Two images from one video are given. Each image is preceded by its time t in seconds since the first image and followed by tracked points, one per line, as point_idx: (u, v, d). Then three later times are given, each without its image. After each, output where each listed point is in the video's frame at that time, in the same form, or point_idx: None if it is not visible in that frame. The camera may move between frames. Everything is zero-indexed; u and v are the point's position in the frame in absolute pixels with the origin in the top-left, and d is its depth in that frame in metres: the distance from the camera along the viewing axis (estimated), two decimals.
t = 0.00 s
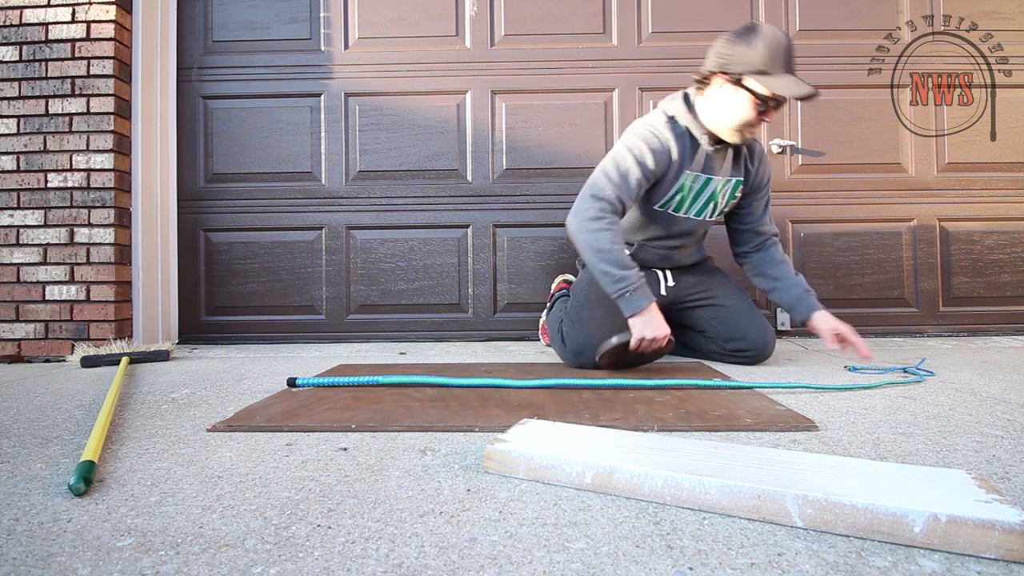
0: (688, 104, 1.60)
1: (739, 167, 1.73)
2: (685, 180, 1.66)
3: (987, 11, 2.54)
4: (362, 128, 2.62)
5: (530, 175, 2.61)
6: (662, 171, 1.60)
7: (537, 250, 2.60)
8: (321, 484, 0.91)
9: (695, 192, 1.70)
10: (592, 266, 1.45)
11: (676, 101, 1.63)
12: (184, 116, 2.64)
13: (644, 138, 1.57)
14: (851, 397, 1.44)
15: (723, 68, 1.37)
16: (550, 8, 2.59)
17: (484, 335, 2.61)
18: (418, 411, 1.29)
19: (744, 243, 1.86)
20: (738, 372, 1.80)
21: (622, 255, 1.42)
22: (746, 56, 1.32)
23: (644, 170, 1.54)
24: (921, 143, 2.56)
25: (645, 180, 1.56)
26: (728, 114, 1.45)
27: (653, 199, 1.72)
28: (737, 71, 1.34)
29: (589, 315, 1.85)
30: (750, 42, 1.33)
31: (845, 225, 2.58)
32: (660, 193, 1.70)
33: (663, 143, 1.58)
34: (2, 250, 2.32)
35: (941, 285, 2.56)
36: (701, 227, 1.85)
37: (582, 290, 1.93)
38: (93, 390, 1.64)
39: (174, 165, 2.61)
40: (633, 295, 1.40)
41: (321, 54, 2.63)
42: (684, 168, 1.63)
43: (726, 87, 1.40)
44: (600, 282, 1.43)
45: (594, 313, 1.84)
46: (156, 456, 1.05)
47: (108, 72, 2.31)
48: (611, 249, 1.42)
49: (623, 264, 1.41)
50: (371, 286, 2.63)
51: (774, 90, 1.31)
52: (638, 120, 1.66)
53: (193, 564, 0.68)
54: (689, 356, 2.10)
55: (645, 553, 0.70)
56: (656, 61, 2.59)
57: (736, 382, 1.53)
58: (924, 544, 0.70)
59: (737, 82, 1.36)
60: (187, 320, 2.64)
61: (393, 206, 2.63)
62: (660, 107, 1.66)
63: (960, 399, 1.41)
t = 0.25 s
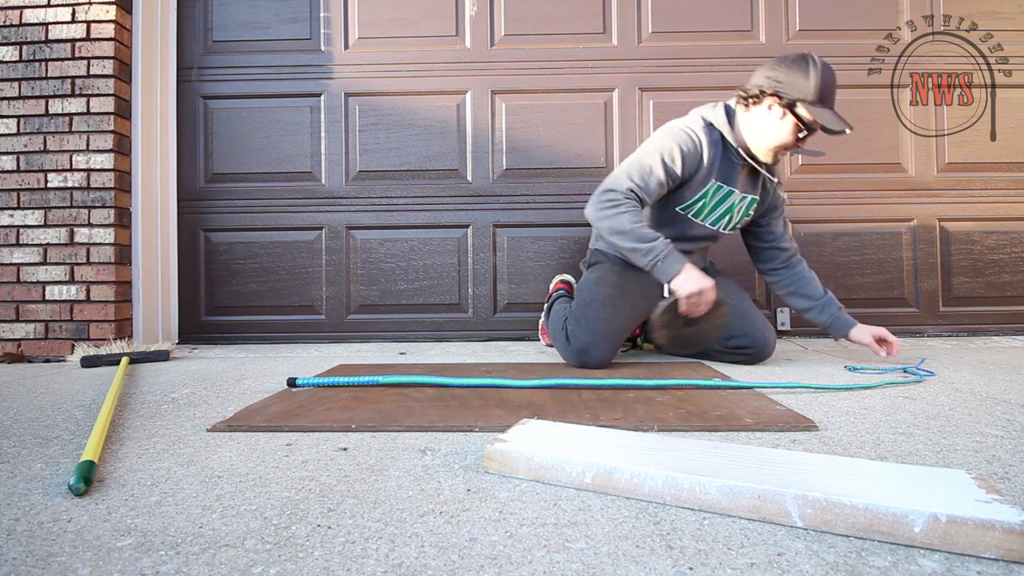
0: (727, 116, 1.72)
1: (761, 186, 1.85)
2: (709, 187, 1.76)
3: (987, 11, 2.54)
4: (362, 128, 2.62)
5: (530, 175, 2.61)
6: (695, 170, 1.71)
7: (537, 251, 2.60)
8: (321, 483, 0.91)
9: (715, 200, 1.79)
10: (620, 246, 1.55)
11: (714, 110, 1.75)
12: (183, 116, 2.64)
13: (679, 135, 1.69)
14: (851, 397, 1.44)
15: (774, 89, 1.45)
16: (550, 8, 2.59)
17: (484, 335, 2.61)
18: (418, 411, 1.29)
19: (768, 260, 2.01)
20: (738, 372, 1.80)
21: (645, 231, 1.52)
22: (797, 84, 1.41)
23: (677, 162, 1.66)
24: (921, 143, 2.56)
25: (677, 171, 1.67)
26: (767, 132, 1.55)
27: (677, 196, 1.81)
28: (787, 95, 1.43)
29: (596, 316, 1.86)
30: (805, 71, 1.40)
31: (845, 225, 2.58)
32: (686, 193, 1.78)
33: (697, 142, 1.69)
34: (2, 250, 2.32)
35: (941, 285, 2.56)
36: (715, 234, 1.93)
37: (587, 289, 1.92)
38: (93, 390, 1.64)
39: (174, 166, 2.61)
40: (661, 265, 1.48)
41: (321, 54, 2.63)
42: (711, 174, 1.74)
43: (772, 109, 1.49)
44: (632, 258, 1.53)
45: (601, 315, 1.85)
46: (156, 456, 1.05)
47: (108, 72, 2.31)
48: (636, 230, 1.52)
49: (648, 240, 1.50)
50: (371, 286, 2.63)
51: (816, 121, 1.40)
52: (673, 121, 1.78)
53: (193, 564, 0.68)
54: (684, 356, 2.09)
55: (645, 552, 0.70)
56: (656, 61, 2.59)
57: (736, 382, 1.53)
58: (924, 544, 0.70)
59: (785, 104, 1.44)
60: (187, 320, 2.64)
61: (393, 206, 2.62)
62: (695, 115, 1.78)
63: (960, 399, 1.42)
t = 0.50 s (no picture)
0: (737, 132, 1.79)
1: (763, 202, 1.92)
2: (720, 203, 1.82)
3: (987, 11, 2.54)
4: (362, 128, 2.62)
5: (530, 175, 2.61)
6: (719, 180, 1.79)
7: (537, 251, 2.60)
8: (321, 484, 0.91)
9: (724, 214, 1.85)
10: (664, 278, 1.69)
11: (720, 128, 1.83)
12: (183, 116, 2.64)
13: (699, 150, 1.78)
14: (851, 397, 1.44)
15: (784, 106, 1.56)
16: (550, 8, 2.59)
17: (483, 335, 2.62)
18: (418, 412, 1.29)
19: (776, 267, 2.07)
20: (739, 373, 1.80)
21: (676, 257, 1.65)
22: (806, 104, 1.52)
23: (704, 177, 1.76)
24: (921, 143, 2.57)
25: (704, 185, 1.77)
26: (775, 147, 1.65)
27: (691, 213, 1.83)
28: (796, 113, 1.54)
29: (601, 316, 1.87)
30: (813, 93, 1.52)
31: (845, 225, 2.58)
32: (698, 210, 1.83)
33: (718, 154, 1.78)
34: (2, 250, 2.32)
35: (941, 285, 2.56)
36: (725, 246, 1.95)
37: (593, 290, 1.93)
38: (93, 390, 1.64)
39: (174, 166, 2.61)
40: (706, 279, 1.61)
41: (321, 54, 2.63)
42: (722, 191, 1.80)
43: (781, 126, 1.60)
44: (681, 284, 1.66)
45: (606, 316, 1.87)
46: (156, 456, 1.05)
47: (108, 72, 2.31)
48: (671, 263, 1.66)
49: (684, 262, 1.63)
50: (371, 286, 2.63)
51: (821, 139, 1.52)
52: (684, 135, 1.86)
53: (193, 564, 0.68)
54: (683, 356, 2.10)
55: (645, 552, 0.70)
56: (656, 61, 2.59)
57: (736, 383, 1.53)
58: (924, 544, 0.70)
59: (794, 120, 1.55)
60: (187, 320, 2.64)
61: (393, 206, 2.62)
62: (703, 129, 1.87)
63: (960, 399, 1.42)
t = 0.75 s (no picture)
0: (743, 137, 1.77)
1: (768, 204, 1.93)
2: (729, 210, 1.82)
3: (987, 11, 2.54)
4: (362, 128, 2.62)
5: (530, 175, 2.61)
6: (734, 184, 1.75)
7: (537, 251, 2.60)
8: (321, 484, 0.91)
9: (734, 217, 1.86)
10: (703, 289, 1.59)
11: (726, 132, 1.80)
12: (184, 116, 2.64)
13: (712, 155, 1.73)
14: (851, 397, 1.44)
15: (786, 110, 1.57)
16: (550, 8, 2.59)
17: (483, 335, 2.62)
18: (418, 412, 1.29)
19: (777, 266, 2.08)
20: (739, 373, 1.80)
21: (717, 268, 1.54)
22: (807, 108, 1.54)
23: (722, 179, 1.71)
24: (921, 143, 2.56)
25: (722, 189, 1.72)
26: (777, 148, 1.65)
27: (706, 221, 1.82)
28: (797, 117, 1.56)
29: (603, 315, 1.88)
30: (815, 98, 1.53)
31: (845, 226, 2.58)
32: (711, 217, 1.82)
33: (729, 158, 1.75)
34: (2, 250, 2.32)
35: (941, 285, 2.56)
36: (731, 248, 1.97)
37: (594, 290, 1.95)
38: (93, 390, 1.64)
39: (174, 166, 2.61)
40: (751, 288, 1.50)
41: (321, 54, 2.63)
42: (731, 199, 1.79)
43: (782, 129, 1.61)
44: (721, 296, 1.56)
45: (607, 315, 1.88)
46: (156, 456, 1.05)
47: (108, 72, 2.31)
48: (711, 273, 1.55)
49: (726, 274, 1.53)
50: (371, 286, 2.63)
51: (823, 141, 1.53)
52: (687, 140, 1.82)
53: (193, 565, 0.68)
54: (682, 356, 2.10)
55: (645, 552, 0.70)
56: (656, 61, 2.59)
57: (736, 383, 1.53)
58: (924, 544, 0.70)
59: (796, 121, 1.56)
60: (187, 320, 2.64)
61: (393, 206, 2.62)
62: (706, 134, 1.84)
63: (960, 399, 1.41)
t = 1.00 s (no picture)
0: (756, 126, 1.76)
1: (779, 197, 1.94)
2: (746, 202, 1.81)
3: (987, 11, 2.54)
4: (362, 128, 2.62)
5: (530, 175, 2.61)
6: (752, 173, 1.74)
7: (537, 251, 2.60)
8: (321, 484, 0.91)
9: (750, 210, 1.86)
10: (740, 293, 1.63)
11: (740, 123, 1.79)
12: (184, 116, 2.64)
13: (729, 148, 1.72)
14: (851, 397, 1.44)
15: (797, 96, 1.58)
16: (550, 8, 2.59)
17: (483, 335, 2.62)
18: (418, 412, 1.29)
19: (775, 260, 2.11)
20: (739, 372, 1.81)
21: (753, 274, 1.59)
22: (818, 91, 1.54)
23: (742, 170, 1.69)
24: (921, 143, 2.56)
25: (743, 179, 1.71)
26: (790, 136, 1.65)
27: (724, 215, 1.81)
28: (807, 101, 1.56)
29: (635, 308, 1.89)
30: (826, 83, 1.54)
31: (845, 225, 2.58)
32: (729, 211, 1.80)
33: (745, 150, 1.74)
34: (2, 250, 2.32)
35: (941, 285, 2.56)
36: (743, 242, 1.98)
37: (615, 284, 1.95)
38: (93, 390, 1.64)
39: (174, 166, 2.61)
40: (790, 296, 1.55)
41: (321, 54, 2.63)
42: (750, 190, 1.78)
43: (793, 114, 1.62)
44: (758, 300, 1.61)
45: (640, 306, 1.89)
46: (156, 456, 1.05)
47: (108, 72, 2.31)
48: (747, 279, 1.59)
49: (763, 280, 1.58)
50: (371, 286, 2.63)
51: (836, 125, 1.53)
52: (702, 132, 1.81)
53: (193, 565, 0.68)
54: (682, 356, 2.09)
55: (645, 552, 0.70)
56: (656, 61, 2.59)
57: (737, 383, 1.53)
58: (924, 544, 0.70)
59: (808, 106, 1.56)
60: (187, 320, 2.64)
61: (393, 206, 2.62)
62: (720, 124, 1.83)
63: (960, 398, 1.41)
